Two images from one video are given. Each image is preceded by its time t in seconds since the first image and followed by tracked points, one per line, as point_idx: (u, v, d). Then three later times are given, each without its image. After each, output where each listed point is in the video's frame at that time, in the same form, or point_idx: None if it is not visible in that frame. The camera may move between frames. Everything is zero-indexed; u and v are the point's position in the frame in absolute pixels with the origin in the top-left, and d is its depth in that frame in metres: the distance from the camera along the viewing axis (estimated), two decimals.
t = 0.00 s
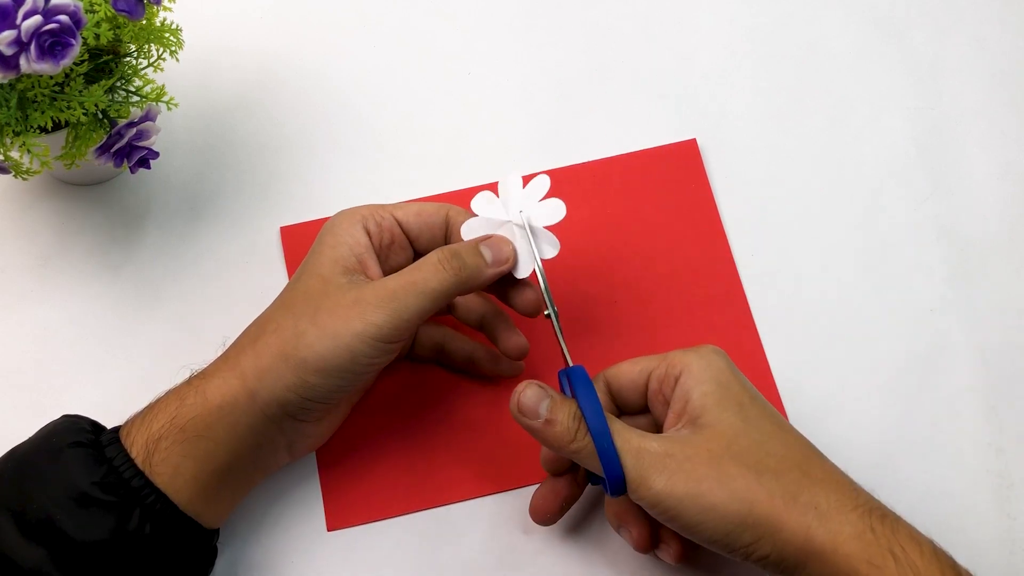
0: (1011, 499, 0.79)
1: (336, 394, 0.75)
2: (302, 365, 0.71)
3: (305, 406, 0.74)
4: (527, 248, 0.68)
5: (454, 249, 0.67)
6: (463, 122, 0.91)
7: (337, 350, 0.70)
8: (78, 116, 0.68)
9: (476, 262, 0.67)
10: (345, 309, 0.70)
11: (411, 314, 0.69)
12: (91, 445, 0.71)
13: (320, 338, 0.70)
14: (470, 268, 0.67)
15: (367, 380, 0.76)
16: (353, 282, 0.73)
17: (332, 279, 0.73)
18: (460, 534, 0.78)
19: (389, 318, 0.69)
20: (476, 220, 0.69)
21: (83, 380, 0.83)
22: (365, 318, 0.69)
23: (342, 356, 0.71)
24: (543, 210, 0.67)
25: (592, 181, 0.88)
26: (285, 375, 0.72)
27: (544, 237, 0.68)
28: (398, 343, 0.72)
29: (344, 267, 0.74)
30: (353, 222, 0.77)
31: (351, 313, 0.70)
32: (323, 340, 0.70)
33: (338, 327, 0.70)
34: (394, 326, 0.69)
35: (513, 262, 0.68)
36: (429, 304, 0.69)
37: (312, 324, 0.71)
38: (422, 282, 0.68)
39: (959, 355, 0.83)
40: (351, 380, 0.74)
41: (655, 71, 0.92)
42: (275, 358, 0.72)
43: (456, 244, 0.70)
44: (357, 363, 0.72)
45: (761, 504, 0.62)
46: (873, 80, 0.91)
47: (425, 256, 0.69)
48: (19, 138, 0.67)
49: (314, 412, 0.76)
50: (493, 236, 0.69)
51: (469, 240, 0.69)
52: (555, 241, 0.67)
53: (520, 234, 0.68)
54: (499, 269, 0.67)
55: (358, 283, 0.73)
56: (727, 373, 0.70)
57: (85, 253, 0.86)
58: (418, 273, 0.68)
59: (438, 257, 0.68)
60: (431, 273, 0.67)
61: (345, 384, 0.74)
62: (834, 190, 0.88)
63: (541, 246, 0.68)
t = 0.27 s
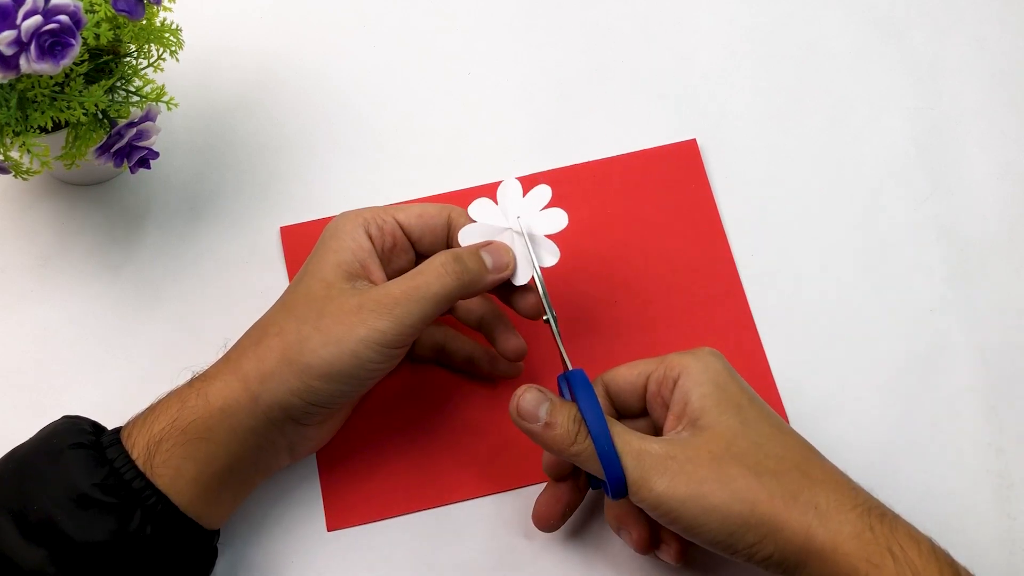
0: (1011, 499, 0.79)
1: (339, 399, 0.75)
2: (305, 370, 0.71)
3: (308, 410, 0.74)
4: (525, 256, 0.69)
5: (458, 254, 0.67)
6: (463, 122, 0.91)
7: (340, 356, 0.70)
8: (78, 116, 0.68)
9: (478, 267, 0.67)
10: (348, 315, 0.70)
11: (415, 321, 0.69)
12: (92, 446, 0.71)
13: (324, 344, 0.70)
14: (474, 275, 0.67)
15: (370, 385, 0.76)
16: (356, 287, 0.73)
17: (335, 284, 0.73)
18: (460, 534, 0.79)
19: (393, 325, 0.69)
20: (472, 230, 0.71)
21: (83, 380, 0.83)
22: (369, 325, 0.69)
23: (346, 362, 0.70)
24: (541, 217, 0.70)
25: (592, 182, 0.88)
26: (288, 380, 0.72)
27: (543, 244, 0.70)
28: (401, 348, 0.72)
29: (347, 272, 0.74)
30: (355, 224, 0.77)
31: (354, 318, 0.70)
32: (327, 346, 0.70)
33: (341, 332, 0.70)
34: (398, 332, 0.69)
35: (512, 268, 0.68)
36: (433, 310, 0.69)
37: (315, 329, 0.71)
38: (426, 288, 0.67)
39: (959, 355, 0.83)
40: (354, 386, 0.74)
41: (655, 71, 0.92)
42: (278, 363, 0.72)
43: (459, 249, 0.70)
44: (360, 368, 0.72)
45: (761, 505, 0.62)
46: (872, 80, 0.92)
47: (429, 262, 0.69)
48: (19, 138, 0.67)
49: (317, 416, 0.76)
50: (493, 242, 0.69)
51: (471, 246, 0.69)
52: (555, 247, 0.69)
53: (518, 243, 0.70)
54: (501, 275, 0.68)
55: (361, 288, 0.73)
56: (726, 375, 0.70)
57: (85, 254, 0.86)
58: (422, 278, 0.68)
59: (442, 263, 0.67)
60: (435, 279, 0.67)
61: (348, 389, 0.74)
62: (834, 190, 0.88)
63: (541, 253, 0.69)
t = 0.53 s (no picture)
0: (1011, 499, 0.79)
1: (342, 402, 0.75)
2: (309, 374, 0.71)
3: (311, 413, 0.74)
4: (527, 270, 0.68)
5: (461, 262, 0.67)
6: (463, 122, 0.91)
7: (344, 360, 0.70)
8: (78, 116, 0.68)
9: (482, 279, 0.66)
10: (352, 319, 0.70)
11: (419, 326, 0.69)
12: (93, 447, 0.71)
13: (328, 348, 0.70)
14: (478, 283, 0.66)
15: (371, 390, 0.76)
16: (359, 290, 0.73)
17: (339, 287, 0.73)
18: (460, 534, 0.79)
19: (397, 329, 0.69)
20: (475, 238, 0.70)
21: (83, 380, 0.83)
22: (373, 329, 0.69)
23: (349, 366, 0.70)
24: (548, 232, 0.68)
25: (592, 182, 0.88)
26: (292, 383, 0.72)
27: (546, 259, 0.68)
28: (404, 353, 0.72)
29: (350, 275, 0.74)
30: (358, 227, 0.77)
31: (358, 323, 0.70)
32: (331, 350, 0.70)
33: (346, 336, 0.70)
34: (401, 336, 0.69)
35: (515, 280, 0.68)
36: (436, 316, 0.69)
37: (319, 332, 0.71)
38: (430, 294, 0.67)
39: (959, 355, 0.83)
40: (356, 390, 0.74)
41: (655, 71, 0.92)
42: (282, 365, 0.72)
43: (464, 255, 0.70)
44: (364, 372, 0.72)
45: (783, 507, 0.62)
46: (872, 80, 0.91)
47: (434, 268, 0.68)
48: (19, 138, 0.67)
49: (319, 418, 0.76)
50: (497, 254, 0.68)
51: (477, 254, 0.68)
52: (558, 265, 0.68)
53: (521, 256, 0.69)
54: (505, 287, 0.67)
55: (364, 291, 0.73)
56: (744, 377, 0.70)
57: (85, 254, 0.86)
58: (427, 285, 0.67)
59: (447, 269, 0.67)
60: (439, 285, 0.67)
61: (350, 393, 0.74)
62: (834, 190, 0.88)
63: (542, 268, 0.68)
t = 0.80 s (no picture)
0: (1012, 499, 0.79)
1: (343, 403, 0.75)
2: (310, 374, 0.71)
3: (311, 414, 0.74)
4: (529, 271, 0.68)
5: (462, 262, 0.67)
6: (463, 122, 0.91)
7: (345, 361, 0.70)
8: (78, 116, 0.68)
9: (483, 278, 0.66)
10: (353, 319, 0.70)
11: (419, 326, 0.69)
12: (94, 447, 0.71)
13: (329, 348, 0.70)
14: (478, 284, 0.66)
15: (372, 390, 0.76)
16: (360, 290, 0.73)
17: (339, 288, 0.73)
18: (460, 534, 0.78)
19: (397, 329, 0.69)
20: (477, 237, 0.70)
21: (83, 380, 0.83)
22: (374, 329, 0.69)
23: (350, 366, 0.70)
24: (552, 234, 0.68)
25: (592, 182, 0.88)
26: (293, 383, 0.72)
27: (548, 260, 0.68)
28: (405, 354, 0.72)
29: (351, 275, 0.74)
30: (357, 228, 0.77)
31: (359, 323, 0.70)
32: (331, 350, 0.70)
33: (347, 336, 0.70)
34: (402, 337, 0.69)
35: (516, 280, 0.68)
36: (437, 315, 0.69)
37: (320, 333, 0.71)
38: (431, 294, 0.67)
39: (959, 355, 0.83)
40: (357, 390, 0.74)
41: (655, 71, 0.92)
42: (283, 366, 0.72)
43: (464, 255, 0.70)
44: (365, 372, 0.72)
45: (785, 510, 0.62)
46: (872, 80, 0.92)
47: (435, 268, 0.68)
48: (19, 138, 0.67)
49: (320, 418, 0.76)
50: (499, 254, 0.68)
51: (478, 254, 0.68)
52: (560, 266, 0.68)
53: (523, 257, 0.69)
54: (505, 287, 0.67)
55: (364, 291, 0.73)
56: (749, 378, 0.70)
57: (85, 254, 0.86)
58: (428, 285, 0.67)
59: (447, 269, 0.67)
60: (440, 285, 0.67)
61: (351, 393, 0.74)
62: (834, 190, 0.88)
63: (543, 269, 0.68)
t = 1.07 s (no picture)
0: (1011, 499, 0.79)
1: (344, 403, 0.75)
2: (311, 375, 0.71)
3: (312, 414, 0.74)
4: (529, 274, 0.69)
5: (463, 263, 0.67)
6: (463, 122, 0.91)
7: (346, 362, 0.70)
8: (78, 116, 0.68)
9: (484, 278, 0.66)
10: (354, 321, 0.70)
11: (421, 328, 0.69)
12: (95, 448, 0.71)
13: (330, 349, 0.70)
14: (480, 286, 0.66)
15: (373, 391, 0.76)
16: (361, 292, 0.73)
17: (340, 289, 0.73)
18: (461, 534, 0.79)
19: (398, 331, 0.69)
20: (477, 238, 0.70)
21: (83, 380, 0.83)
22: (375, 331, 0.69)
23: (351, 367, 0.71)
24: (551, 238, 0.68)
25: (592, 182, 0.88)
26: (294, 385, 0.72)
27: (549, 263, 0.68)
28: (406, 355, 0.72)
29: (352, 276, 0.74)
30: (358, 229, 0.77)
31: (360, 324, 0.69)
32: (333, 352, 0.70)
33: (348, 337, 0.70)
34: (403, 338, 0.69)
35: (516, 283, 0.68)
36: (438, 317, 0.69)
37: (321, 334, 0.71)
38: (432, 295, 0.67)
39: (959, 355, 0.83)
40: (357, 391, 0.74)
41: (655, 71, 0.92)
42: (284, 367, 0.72)
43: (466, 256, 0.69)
44: (366, 373, 0.72)
45: (789, 514, 0.62)
46: (872, 80, 0.91)
47: (436, 269, 0.68)
48: (19, 138, 0.67)
49: (321, 419, 0.76)
50: (499, 255, 0.69)
51: (479, 256, 0.68)
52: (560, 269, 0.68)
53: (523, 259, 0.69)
54: (505, 288, 0.68)
55: (365, 293, 0.73)
56: (754, 380, 0.70)
57: (85, 254, 0.86)
58: (428, 286, 0.67)
59: (448, 270, 0.67)
60: (442, 287, 0.67)
61: (352, 394, 0.74)
62: (834, 190, 0.88)
63: (544, 271, 0.68)
